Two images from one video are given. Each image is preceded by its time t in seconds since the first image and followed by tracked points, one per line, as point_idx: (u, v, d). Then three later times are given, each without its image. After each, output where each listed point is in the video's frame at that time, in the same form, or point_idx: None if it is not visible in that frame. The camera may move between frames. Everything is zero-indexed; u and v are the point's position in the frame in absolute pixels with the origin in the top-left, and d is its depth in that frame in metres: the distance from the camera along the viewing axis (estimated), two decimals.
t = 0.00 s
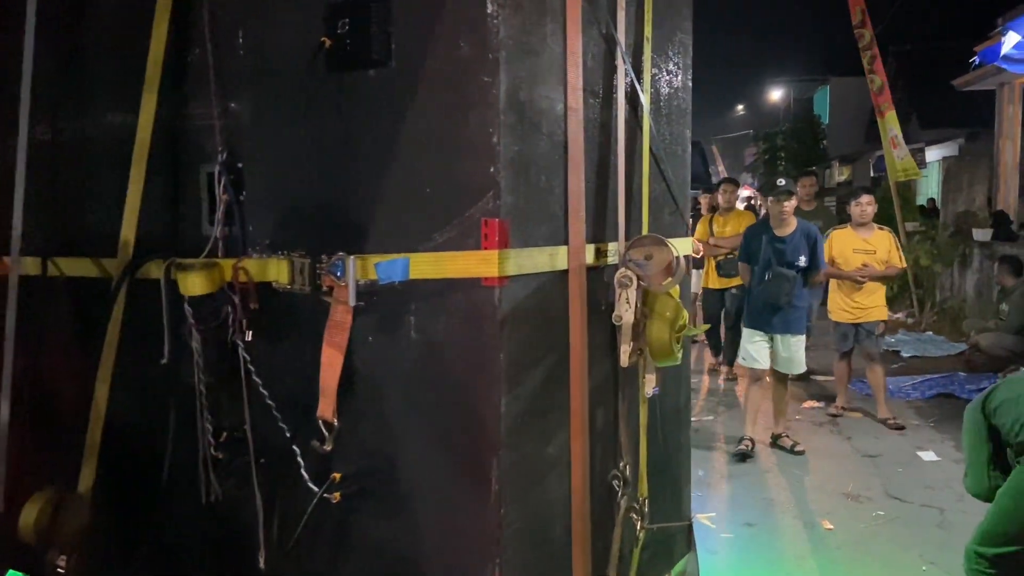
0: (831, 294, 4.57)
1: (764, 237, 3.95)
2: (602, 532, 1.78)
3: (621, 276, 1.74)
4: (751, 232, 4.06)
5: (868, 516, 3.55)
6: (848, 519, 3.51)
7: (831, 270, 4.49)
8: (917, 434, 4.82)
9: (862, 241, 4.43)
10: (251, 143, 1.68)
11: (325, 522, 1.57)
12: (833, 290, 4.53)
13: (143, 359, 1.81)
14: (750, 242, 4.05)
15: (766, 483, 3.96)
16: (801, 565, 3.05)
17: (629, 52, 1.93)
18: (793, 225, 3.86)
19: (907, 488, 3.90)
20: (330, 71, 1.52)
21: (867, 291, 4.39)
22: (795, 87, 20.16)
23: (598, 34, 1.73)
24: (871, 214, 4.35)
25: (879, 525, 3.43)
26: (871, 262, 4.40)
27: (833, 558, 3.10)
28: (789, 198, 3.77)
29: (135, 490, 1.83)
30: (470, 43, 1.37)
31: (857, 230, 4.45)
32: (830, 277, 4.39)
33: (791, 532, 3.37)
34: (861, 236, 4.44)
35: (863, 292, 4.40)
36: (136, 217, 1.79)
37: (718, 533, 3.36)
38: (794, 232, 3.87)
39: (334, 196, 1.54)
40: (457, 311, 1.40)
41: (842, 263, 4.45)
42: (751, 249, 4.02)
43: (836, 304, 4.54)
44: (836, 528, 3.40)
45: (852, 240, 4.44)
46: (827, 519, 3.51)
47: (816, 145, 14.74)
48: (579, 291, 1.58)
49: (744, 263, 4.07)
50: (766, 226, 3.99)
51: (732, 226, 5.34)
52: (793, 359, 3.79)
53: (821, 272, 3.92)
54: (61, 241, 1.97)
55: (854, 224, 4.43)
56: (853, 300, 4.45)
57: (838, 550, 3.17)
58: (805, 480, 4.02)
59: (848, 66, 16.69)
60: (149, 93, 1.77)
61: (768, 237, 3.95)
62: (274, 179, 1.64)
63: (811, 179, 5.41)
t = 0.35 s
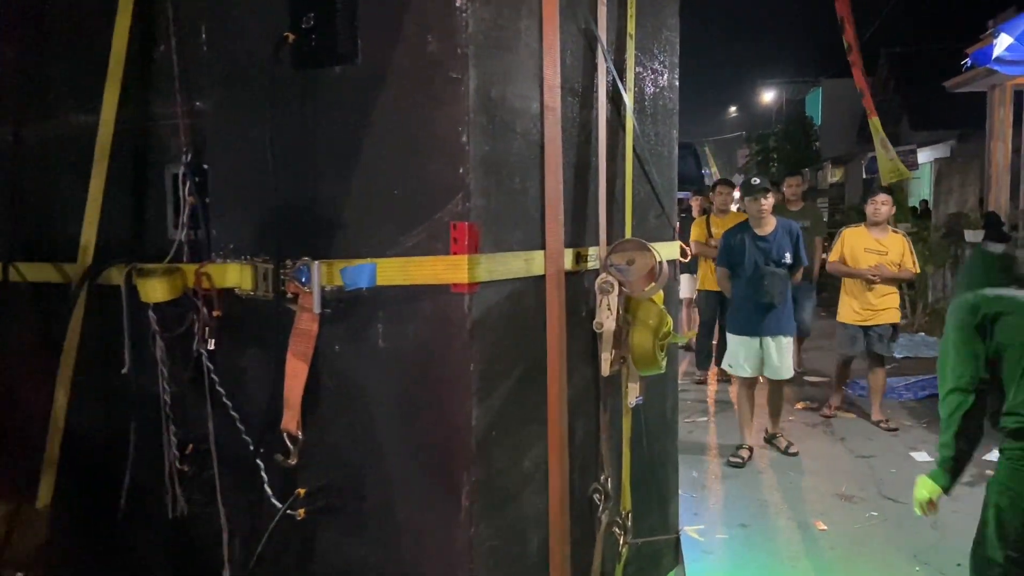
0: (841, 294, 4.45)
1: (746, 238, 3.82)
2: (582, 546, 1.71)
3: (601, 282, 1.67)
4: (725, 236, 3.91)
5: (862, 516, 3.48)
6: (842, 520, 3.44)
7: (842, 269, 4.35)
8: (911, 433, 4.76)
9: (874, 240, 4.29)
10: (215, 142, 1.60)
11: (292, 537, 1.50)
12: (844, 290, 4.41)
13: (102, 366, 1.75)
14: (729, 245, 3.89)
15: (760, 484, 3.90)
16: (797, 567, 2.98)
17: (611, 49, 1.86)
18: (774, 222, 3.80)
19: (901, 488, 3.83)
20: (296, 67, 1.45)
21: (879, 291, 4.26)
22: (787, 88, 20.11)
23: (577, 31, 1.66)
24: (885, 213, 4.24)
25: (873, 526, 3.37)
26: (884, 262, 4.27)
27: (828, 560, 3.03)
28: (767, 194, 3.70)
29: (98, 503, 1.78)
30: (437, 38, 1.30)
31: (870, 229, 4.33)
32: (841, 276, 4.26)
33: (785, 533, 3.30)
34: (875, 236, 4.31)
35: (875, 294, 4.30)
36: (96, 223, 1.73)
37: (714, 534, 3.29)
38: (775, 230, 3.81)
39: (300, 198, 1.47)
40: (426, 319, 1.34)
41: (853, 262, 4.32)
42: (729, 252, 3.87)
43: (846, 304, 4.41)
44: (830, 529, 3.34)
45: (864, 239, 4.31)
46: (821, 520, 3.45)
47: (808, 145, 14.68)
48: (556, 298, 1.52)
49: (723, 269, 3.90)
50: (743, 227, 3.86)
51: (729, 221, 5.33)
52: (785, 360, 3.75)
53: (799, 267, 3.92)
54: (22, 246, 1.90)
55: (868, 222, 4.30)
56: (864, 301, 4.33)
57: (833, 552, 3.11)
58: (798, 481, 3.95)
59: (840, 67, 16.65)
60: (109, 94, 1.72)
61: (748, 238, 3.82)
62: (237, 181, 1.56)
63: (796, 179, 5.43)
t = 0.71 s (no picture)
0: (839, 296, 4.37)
1: (728, 238, 3.76)
2: (560, 562, 1.63)
3: (580, 286, 1.60)
4: (709, 236, 3.86)
5: (854, 516, 3.42)
6: (834, 520, 3.37)
7: (838, 270, 4.30)
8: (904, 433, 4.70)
9: (870, 242, 4.24)
10: (170, 138, 1.51)
11: (250, 557, 1.41)
12: (841, 291, 4.34)
13: (58, 376, 1.66)
14: (712, 246, 3.84)
15: (751, 484, 3.83)
16: (790, 567, 2.91)
17: (592, 43, 1.78)
18: (757, 221, 3.73)
19: (893, 488, 3.77)
20: (252, 60, 1.37)
21: (873, 293, 4.19)
22: (781, 88, 20.04)
23: (554, 24, 1.58)
24: (881, 215, 4.18)
25: (866, 526, 3.30)
26: (879, 264, 4.20)
27: (822, 561, 2.96)
28: (748, 192, 3.63)
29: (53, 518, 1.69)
30: (400, 29, 1.22)
31: (867, 231, 4.27)
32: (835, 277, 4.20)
33: (778, 533, 3.23)
34: (871, 238, 4.25)
35: (869, 296, 4.20)
36: (48, 224, 1.65)
37: (705, 535, 3.22)
38: (758, 230, 3.73)
39: (256, 199, 1.38)
40: (388, 327, 1.26)
41: (848, 263, 4.26)
42: (713, 253, 3.82)
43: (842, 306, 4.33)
44: (823, 529, 3.27)
45: (861, 241, 4.26)
46: (813, 520, 3.38)
47: (800, 146, 14.65)
48: (530, 304, 1.43)
49: (707, 271, 3.85)
50: (726, 228, 3.81)
51: (717, 222, 5.34)
52: (772, 363, 3.64)
53: (786, 266, 3.82)
54: None
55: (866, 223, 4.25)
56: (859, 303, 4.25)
57: (826, 552, 3.04)
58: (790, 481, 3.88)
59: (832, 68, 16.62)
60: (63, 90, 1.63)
61: (730, 239, 3.77)
62: (193, 179, 1.48)
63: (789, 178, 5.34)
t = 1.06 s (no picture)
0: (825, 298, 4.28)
1: (726, 236, 3.68)
2: None
3: (550, 288, 1.51)
4: (710, 233, 3.79)
5: (843, 513, 3.35)
6: (823, 517, 3.30)
7: (824, 270, 4.22)
8: (892, 429, 4.63)
9: (854, 240, 4.18)
10: (108, 130, 1.41)
11: None
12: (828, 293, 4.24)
13: None
14: (711, 243, 3.77)
15: (741, 482, 3.74)
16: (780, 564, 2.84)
17: (564, 32, 1.69)
18: (756, 222, 3.62)
19: (881, 485, 3.70)
20: (192, 47, 1.28)
21: (861, 291, 4.11)
22: (773, 85, 19.98)
23: (520, 11, 1.49)
24: (863, 211, 4.12)
25: (855, 523, 3.23)
26: (864, 261, 4.15)
27: (812, 558, 2.89)
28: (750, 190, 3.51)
29: None
30: (347, 12, 1.13)
31: (850, 229, 4.22)
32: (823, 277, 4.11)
33: (767, 530, 3.16)
34: (854, 236, 4.19)
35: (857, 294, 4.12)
36: None
37: (695, 532, 3.15)
38: (757, 230, 3.63)
39: (198, 196, 1.29)
40: (336, 332, 1.17)
41: (834, 263, 4.18)
42: (711, 250, 3.75)
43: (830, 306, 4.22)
44: (813, 526, 3.20)
45: (844, 239, 4.20)
46: (804, 516, 3.31)
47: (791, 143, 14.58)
48: (492, 309, 1.35)
49: (705, 268, 3.79)
50: (726, 227, 3.73)
51: (700, 219, 5.28)
52: (758, 368, 3.55)
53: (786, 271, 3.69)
54: None
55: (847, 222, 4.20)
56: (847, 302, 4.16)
57: (817, 548, 2.97)
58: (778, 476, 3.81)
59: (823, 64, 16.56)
60: None
61: (729, 238, 3.68)
62: (131, 174, 1.38)
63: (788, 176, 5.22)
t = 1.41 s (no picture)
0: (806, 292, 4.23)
1: (735, 228, 3.58)
2: None
3: (511, 285, 1.43)
4: (720, 224, 3.69)
5: (832, 505, 3.29)
6: (811, 509, 3.24)
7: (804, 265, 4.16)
8: (881, 422, 4.57)
9: (834, 234, 4.11)
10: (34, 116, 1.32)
11: None
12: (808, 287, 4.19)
13: None
14: (720, 234, 3.67)
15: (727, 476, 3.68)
16: (768, 557, 2.77)
17: (528, 15, 1.60)
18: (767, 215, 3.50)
19: (869, 477, 3.64)
20: (118, 27, 1.19)
21: (839, 285, 4.04)
22: (765, 79, 19.89)
23: None
24: (843, 205, 4.05)
25: (843, 515, 3.17)
26: (844, 255, 4.07)
27: (800, 551, 2.83)
28: (766, 182, 3.38)
29: None
30: None
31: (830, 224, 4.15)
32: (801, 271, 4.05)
33: (755, 522, 3.09)
34: (834, 230, 4.12)
35: (835, 288, 4.06)
36: None
37: (683, 524, 3.08)
38: (767, 224, 3.51)
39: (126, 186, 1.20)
40: (270, 332, 1.09)
41: (813, 257, 4.12)
42: (719, 241, 3.65)
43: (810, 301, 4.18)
44: (801, 518, 3.13)
45: (824, 233, 4.13)
46: (792, 508, 3.24)
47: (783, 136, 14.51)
48: (446, 306, 1.25)
49: (712, 259, 3.69)
50: (737, 218, 3.62)
51: (690, 214, 5.11)
52: (758, 366, 3.45)
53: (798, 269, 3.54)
54: None
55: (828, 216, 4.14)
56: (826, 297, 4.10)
57: (805, 540, 2.91)
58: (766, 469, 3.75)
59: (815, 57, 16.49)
60: None
61: (739, 230, 3.57)
62: (59, 163, 1.29)
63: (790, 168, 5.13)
